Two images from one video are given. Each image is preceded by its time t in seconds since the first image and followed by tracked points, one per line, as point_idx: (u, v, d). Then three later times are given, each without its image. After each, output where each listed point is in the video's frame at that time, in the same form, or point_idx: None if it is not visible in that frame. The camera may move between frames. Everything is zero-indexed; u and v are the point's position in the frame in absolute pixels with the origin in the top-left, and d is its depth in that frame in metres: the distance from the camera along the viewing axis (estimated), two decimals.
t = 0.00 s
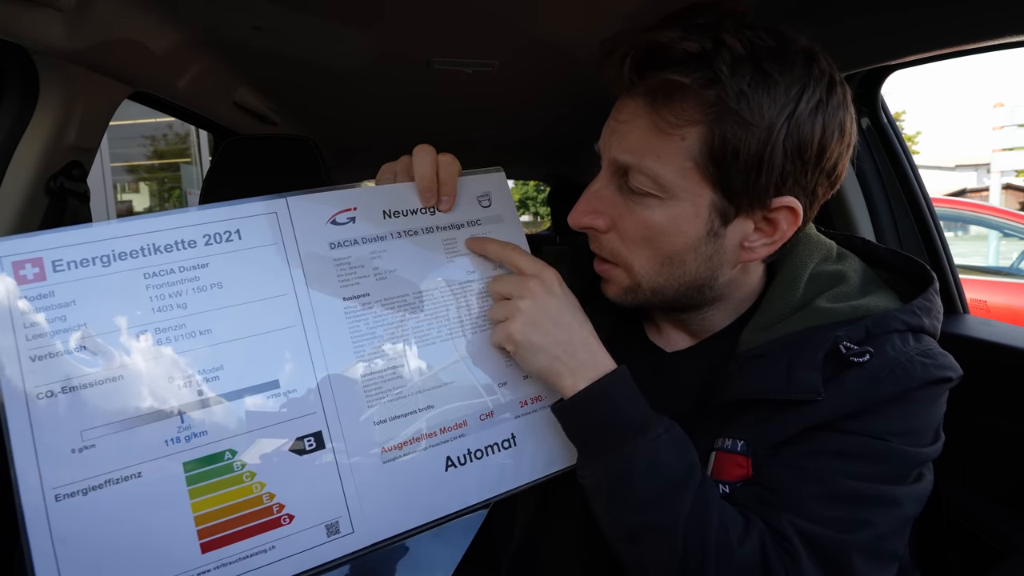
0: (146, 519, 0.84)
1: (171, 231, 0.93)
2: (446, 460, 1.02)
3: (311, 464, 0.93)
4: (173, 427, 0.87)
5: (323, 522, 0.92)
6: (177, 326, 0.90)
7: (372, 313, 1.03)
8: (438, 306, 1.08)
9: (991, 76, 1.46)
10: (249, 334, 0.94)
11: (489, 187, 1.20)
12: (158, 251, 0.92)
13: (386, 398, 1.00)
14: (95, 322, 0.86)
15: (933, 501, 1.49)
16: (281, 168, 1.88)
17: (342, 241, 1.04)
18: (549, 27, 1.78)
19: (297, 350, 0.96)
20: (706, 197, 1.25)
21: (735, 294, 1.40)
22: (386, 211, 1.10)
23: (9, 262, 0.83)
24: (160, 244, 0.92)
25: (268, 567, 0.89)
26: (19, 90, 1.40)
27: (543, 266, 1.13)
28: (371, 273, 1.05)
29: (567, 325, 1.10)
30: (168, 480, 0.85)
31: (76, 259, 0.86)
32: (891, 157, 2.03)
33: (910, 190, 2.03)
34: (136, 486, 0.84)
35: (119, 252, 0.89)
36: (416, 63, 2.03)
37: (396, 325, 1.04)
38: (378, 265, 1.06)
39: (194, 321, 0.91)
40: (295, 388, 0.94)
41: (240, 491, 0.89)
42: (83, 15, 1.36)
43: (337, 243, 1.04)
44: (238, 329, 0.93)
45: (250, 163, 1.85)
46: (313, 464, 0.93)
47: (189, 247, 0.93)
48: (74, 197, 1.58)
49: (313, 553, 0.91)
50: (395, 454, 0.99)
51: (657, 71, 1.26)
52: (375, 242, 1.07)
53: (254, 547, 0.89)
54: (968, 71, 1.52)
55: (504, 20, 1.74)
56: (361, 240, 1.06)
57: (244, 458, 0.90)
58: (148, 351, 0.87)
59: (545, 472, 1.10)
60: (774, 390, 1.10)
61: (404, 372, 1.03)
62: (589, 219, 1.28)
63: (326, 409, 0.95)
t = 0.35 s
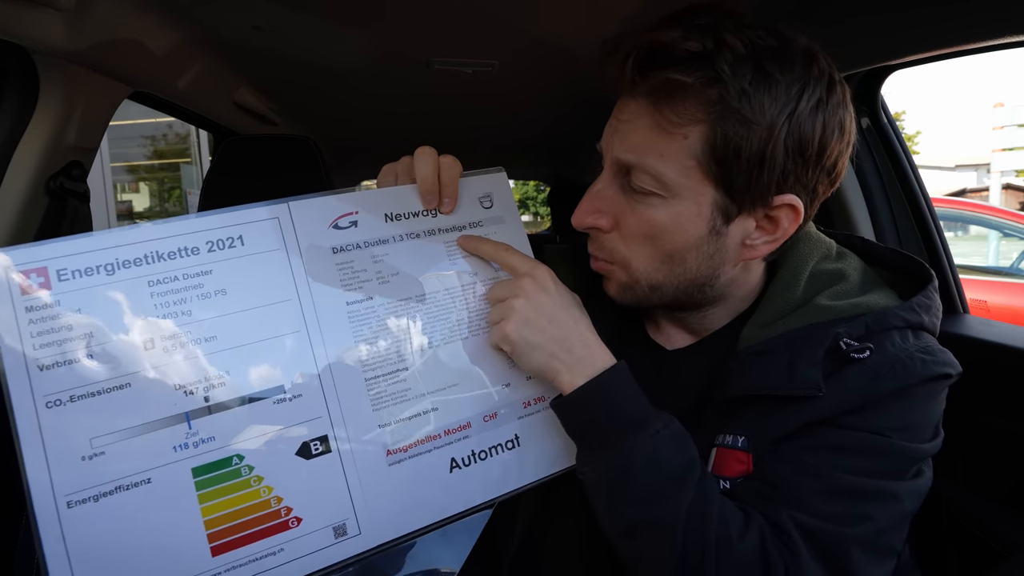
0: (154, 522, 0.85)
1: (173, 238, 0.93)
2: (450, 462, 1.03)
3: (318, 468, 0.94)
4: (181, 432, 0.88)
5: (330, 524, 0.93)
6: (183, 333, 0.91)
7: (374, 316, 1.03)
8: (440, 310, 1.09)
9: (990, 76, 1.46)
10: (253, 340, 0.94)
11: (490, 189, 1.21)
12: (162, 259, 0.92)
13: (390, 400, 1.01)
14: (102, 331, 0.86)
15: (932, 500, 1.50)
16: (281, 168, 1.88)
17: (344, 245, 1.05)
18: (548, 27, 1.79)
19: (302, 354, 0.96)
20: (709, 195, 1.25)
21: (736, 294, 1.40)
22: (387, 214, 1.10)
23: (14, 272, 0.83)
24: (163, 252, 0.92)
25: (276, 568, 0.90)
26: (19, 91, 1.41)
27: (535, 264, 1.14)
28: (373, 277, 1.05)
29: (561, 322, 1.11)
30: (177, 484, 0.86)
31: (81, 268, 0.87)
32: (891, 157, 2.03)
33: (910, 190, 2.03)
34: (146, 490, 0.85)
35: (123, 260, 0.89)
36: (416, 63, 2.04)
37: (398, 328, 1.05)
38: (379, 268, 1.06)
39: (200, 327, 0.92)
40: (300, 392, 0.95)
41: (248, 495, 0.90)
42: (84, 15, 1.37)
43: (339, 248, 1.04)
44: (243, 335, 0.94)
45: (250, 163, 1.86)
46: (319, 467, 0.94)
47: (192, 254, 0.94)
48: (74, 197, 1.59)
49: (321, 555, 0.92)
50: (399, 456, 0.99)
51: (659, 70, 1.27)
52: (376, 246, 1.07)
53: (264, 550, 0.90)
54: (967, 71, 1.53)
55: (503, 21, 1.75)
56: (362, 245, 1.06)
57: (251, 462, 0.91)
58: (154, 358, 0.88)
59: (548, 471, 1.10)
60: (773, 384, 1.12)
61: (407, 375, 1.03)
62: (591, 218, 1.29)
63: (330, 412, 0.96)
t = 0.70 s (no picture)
0: (147, 517, 0.84)
1: (174, 234, 0.93)
2: (444, 461, 1.02)
3: (313, 467, 0.94)
4: (176, 427, 0.87)
5: (322, 522, 0.93)
6: (181, 328, 0.90)
7: (373, 314, 1.03)
8: (440, 309, 1.09)
9: (991, 76, 1.46)
10: (250, 337, 0.94)
11: (490, 190, 1.21)
12: (162, 254, 0.92)
13: (387, 398, 1.01)
14: (101, 324, 0.86)
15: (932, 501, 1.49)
16: (281, 168, 1.88)
17: (344, 243, 1.05)
18: (549, 27, 1.79)
19: (300, 352, 0.96)
20: (714, 193, 1.25)
21: (739, 290, 1.41)
22: (388, 214, 1.10)
23: (16, 263, 0.84)
24: (163, 247, 0.92)
25: (267, 566, 0.89)
26: (19, 91, 1.41)
27: (563, 262, 1.17)
28: (373, 275, 1.05)
29: (578, 321, 1.13)
30: (171, 480, 0.86)
31: (81, 261, 0.87)
32: (891, 158, 2.03)
33: (910, 191, 2.03)
34: (140, 485, 0.84)
35: (124, 254, 0.89)
36: (416, 63, 2.03)
37: (396, 327, 1.04)
38: (378, 267, 1.06)
39: (198, 323, 0.92)
40: (296, 389, 0.95)
41: (242, 491, 0.90)
42: (84, 15, 1.37)
43: (339, 246, 1.04)
44: (241, 331, 0.94)
45: (250, 163, 1.86)
46: (314, 465, 0.94)
47: (192, 249, 0.94)
48: (75, 197, 1.58)
49: (313, 553, 0.92)
50: (394, 456, 0.99)
51: (666, 68, 1.26)
52: (375, 245, 1.07)
53: (256, 546, 0.89)
54: (968, 71, 1.53)
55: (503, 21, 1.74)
56: (362, 243, 1.06)
57: (245, 458, 0.90)
58: (152, 352, 0.88)
59: (545, 475, 1.10)
60: (773, 386, 1.12)
61: (404, 373, 1.03)
62: (596, 217, 1.28)
63: (326, 410, 0.96)
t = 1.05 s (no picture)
0: (148, 508, 0.84)
1: (177, 229, 0.94)
2: (442, 454, 1.03)
3: (314, 459, 0.94)
4: (178, 419, 0.88)
5: (322, 513, 0.93)
6: (184, 322, 0.91)
7: (373, 309, 1.03)
8: (439, 305, 1.09)
9: (991, 76, 1.46)
10: (251, 330, 0.94)
11: (488, 188, 1.21)
12: (165, 248, 0.92)
13: (386, 391, 1.01)
14: (104, 318, 0.87)
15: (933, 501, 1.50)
16: (281, 168, 1.89)
17: (345, 239, 1.05)
18: (548, 27, 1.79)
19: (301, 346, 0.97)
20: (712, 194, 1.26)
21: (734, 286, 1.41)
22: (388, 211, 1.10)
23: (21, 257, 0.84)
24: (167, 242, 0.93)
25: (267, 557, 0.89)
26: (19, 90, 1.41)
27: (577, 279, 1.18)
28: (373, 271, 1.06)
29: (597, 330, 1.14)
30: (172, 471, 0.86)
31: (85, 256, 0.87)
32: (891, 157, 2.03)
33: (910, 190, 2.03)
34: (142, 476, 0.85)
35: (127, 249, 0.90)
36: (416, 63, 2.04)
37: (396, 322, 1.05)
38: (378, 263, 1.06)
39: (200, 317, 0.92)
40: (297, 382, 0.95)
41: (243, 482, 0.90)
42: (84, 15, 1.37)
43: (340, 242, 1.04)
44: (243, 326, 0.94)
45: (250, 163, 1.86)
46: (313, 457, 0.94)
47: (195, 244, 0.94)
48: (74, 197, 1.59)
49: (314, 544, 0.92)
50: (393, 448, 0.99)
51: (665, 70, 1.27)
52: (375, 242, 1.07)
53: (256, 538, 0.89)
54: (968, 71, 1.53)
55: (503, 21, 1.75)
56: (363, 240, 1.07)
57: (246, 450, 0.91)
58: (155, 345, 0.88)
59: (543, 467, 1.09)
60: (769, 386, 1.12)
61: (404, 367, 1.03)
62: (595, 218, 1.29)
63: (326, 404, 0.96)
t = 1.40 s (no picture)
0: (146, 489, 0.84)
1: (177, 221, 0.95)
2: (436, 437, 1.03)
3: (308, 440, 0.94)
4: (176, 402, 0.88)
5: (317, 494, 0.93)
6: (182, 310, 0.92)
7: (365, 298, 1.04)
8: (432, 293, 1.10)
9: (991, 76, 1.47)
10: (247, 317, 0.95)
11: (476, 183, 1.22)
12: (165, 240, 0.94)
13: (379, 376, 1.01)
14: (105, 305, 0.88)
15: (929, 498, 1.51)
16: (282, 168, 1.90)
17: (338, 231, 1.06)
18: (546, 27, 1.80)
19: (295, 332, 0.97)
20: (688, 198, 1.27)
21: (721, 283, 1.42)
22: (379, 204, 1.12)
23: (27, 248, 0.86)
24: (167, 234, 0.94)
25: (264, 538, 0.89)
26: (19, 91, 1.42)
27: (580, 296, 1.16)
28: (365, 262, 1.06)
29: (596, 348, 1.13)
30: (169, 453, 0.86)
31: (89, 247, 0.89)
32: (891, 157, 2.04)
33: (910, 190, 2.04)
34: (140, 458, 0.85)
35: (129, 240, 0.91)
36: (416, 63, 2.05)
37: (388, 310, 1.06)
38: (370, 254, 1.07)
39: (198, 304, 0.93)
40: (291, 367, 0.96)
41: (239, 464, 0.90)
42: (84, 16, 1.38)
43: (333, 233, 1.06)
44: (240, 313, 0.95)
45: (250, 163, 1.87)
46: (307, 439, 0.94)
47: (194, 236, 0.96)
48: (75, 197, 1.60)
49: (309, 526, 0.92)
50: (386, 431, 1.00)
51: (637, 82, 1.28)
52: (367, 233, 1.09)
53: (253, 519, 0.89)
54: (967, 70, 1.54)
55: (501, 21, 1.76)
56: (356, 231, 1.08)
57: (243, 432, 0.91)
58: (154, 332, 0.89)
59: (535, 450, 1.09)
60: (762, 382, 1.13)
61: (396, 353, 1.04)
62: (582, 224, 1.30)
63: (321, 388, 0.97)
